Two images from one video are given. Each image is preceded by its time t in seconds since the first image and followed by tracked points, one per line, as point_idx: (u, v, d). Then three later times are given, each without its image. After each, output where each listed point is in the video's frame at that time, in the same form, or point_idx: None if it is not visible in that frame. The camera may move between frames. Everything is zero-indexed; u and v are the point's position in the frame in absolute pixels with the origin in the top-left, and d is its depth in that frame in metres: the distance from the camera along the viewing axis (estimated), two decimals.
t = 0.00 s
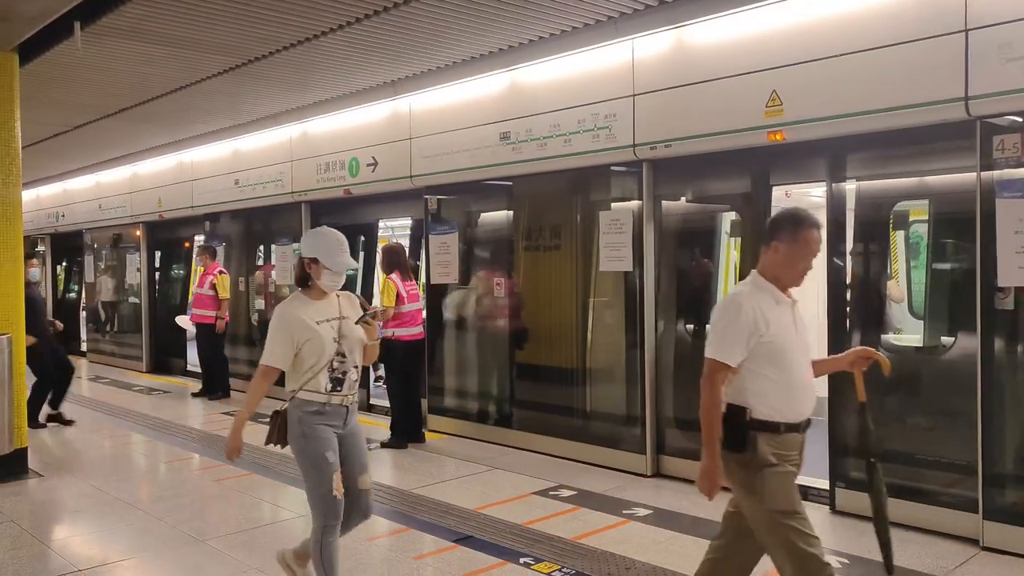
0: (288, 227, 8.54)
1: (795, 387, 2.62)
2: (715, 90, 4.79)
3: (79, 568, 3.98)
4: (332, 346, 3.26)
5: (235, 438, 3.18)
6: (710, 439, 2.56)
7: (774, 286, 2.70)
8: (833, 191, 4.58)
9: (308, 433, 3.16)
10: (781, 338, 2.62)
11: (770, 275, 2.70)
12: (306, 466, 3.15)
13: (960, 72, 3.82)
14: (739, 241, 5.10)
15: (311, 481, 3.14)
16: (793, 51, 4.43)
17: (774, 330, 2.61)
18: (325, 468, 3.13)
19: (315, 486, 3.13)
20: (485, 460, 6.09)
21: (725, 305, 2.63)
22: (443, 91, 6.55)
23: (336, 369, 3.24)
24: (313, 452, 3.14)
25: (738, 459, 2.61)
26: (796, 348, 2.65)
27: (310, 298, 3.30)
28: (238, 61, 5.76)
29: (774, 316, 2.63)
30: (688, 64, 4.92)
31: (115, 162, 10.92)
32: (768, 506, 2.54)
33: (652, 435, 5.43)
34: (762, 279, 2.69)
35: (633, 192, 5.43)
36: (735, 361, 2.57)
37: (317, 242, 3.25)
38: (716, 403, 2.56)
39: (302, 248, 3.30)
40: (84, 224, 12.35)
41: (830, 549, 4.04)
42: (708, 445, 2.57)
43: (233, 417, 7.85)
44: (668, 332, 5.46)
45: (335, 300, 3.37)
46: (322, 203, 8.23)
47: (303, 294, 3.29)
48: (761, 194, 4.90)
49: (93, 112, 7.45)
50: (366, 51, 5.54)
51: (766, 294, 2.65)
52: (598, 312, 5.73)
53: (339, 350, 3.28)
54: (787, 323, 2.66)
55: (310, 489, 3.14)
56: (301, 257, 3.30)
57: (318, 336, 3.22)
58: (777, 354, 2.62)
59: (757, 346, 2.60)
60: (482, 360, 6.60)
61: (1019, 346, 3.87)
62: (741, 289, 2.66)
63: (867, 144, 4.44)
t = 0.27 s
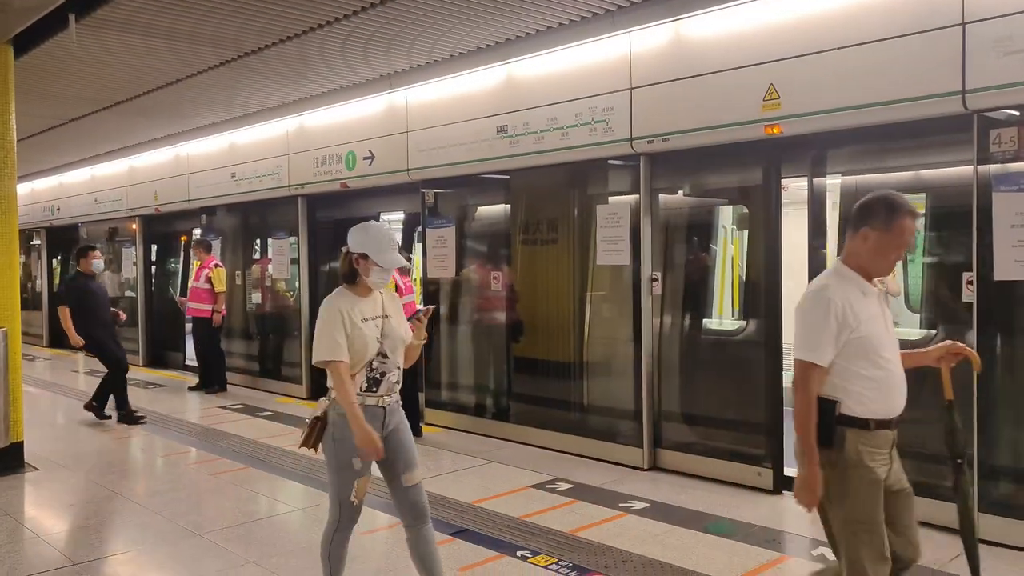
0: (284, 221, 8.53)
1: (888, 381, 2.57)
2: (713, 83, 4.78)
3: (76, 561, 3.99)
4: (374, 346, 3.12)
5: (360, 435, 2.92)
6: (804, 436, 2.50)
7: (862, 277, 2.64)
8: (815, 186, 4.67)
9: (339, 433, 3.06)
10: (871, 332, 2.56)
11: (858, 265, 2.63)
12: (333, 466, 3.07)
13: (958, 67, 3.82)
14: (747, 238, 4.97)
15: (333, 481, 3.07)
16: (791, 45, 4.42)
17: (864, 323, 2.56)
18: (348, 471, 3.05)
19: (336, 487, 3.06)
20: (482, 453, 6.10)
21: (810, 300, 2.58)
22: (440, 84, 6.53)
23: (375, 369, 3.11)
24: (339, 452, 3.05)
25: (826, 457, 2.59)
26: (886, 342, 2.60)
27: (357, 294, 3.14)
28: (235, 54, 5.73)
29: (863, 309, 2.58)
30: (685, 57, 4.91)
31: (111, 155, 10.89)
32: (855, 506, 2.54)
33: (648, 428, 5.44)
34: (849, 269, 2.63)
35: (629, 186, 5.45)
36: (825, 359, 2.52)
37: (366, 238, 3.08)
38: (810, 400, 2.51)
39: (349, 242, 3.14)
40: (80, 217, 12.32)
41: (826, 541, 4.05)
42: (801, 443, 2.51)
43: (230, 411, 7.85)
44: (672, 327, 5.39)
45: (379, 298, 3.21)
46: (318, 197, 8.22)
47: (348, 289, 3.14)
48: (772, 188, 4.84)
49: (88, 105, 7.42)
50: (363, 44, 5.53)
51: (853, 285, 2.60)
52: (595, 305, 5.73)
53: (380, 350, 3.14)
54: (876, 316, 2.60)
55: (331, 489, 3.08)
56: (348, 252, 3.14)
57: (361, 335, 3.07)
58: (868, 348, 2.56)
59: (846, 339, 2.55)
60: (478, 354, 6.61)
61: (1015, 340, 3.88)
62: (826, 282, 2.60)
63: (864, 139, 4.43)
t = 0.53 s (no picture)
0: (280, 216, 8.51)
1: (991, 388, 2.43)
2: (709, 79, 4.78)
3: (71, 557, 3.98)
4: (433, 343, 2.94)
5: (435, 443, 2.76)
6: (945, 434, 2.26)
7: (961, 277, 2.48)
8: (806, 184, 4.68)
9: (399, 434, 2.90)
10: (975, 336, 2.42)
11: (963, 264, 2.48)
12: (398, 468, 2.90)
13: (953, 63, 3.83)
14: (752, 233, 4.94)
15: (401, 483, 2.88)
16: (787, 41, 4.42)
17: (967, 326, 2.41)
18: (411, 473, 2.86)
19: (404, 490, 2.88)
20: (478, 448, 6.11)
21: (914, 296, 2.41)
22: (436, 80, 6.52)
23: (434, 368, 2.93)
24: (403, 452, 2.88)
25: (904, 469, 2.41)
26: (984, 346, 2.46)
27: (416, 289, 2.97)
28: (230, 49, 5.72)
29: (966, 310, 2.43)
30: (681, 54, 4.91)
31: (107, 151, 10.86)
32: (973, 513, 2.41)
33: (644, 424, 5.45)
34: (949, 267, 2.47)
35: (626, 181, 5.44)
36: (937, 356, 2.33)
37: (426, 232, 2.92)
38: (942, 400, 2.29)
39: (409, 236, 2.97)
40: (76, 213, 12.28)
41: (820, 537, 4.07)
42: (945, 443, 2.26)
43: (227, 407, 7.84)
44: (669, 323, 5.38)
45: (439, 294, 3.05)
46: (315, 193, 8.20)
47: (407, 284, 2.97)
48: (772, 181, 4.81)
49: (83, 100, 7.39)
50: (359, 39, 5.52)
51: (955, 284, 2.44)
52: (591, 301, 5.74)
53: (440, 348, 2.96)
54: (978, 319, 2.47)
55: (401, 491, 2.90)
56: (407, 245, 2.97)
57: (421, 331, 2.90)
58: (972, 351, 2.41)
59: (952, 341, 2.40)
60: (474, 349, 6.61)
61: (1011, 336, 3.89)
62: (929, 278, 2.43)
63: (858, 135, 4.44)
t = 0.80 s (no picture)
0: (276, 213, 8.50)
1: None
2: (706, 75, 4.77)
3: (68, 554, 3.98)
4: (489, 340, 2.88)
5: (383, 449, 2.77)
6: None
7: None
8: (799, 181, 4.73)
9: (461, 439, 2.80)
10: None
11: None
12: (470, 477, 2.77)
13: (948, 60, 3.83)
14: (754, 229, 4.93)
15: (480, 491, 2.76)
16: (783, 37, 4.42)
17: None
18: (490, 476, 2.74)
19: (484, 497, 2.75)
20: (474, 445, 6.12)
21: None
22: (433, 77, 6.51)
23: (491, 367, 2.86)
24: (471, 459, 2.77)
25: None
26: None
27: (470, 284, 2.92)
28: (226, 45, 5.70)
29: None
30: (677, 50, 4.91)
31: (102, 147, 10.83)
32: None
33: (640, 420, 5.45)
34: None
35: (622, 178, 5.43)
36: None
37: (481, 225, 2.87)
38: None
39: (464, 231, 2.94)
40: (71, 210, 12.25)
41: (815, 533, 4.08)
42: None
43: (223, 404, 7.84)
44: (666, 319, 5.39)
45: (495, 290, 2.98)
46: (311, 189, 8.19)
47: (462, 280, 2.93)
48: (774, 178, 4.79)
49: (78, 96, 7.37)
50: (356, 36, 5.50)
51: None
52: (587, 297, 5.74)
53: (497, 346, 2.90)
54: None
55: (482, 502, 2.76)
56: (464, 240, 2.94)
57: (474, 328, 2.85)
58: None
59: None
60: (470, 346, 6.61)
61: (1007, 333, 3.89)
62: None
63: (855, 132, 4.44)
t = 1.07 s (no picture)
0: (273, 211, 8.48)
1: None
2: (703, 72, 4.77)
3: (64, 552, 3.97)
4: (557, 345, 2.72)
5: (427, 447, 2.65)
6: None
7: None
8: (797, 181, 4.71)
9: (531, 451, 2.66)
10: None
11: None
12: (534, 495, 2.66)
13: (946, 57, 3.83)
14: (755, 226, 4.91)
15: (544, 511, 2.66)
16: (781, 35, 4.41)
17: None
18: (558, 497, 2.64)
19: (548, 518, 2.66)
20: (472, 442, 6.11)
21: None
22: (430, 74, 6.50)
23: (562, 375, 2.71)
24: (538, 478, 2.64)
25: None
26: None
27: (530, 287, 2.78)
28: (223, 42, 5.68)
29: None
30: (675, 48, 4.90)
31: (98, 144, 10.80)
32: None
33: (637, 417, 5.46)
34: None
35: (620, 176, 5.43)
36: None
37: (535, 219, 2.74)
38: None
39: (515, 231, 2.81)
40: (68, 207, 12.23)
41: (813, 530, 4.08)
42: None
43: (220, 402, 7.83)
44: (663, 318, 5.39)
45: (555, 291, 2.83)
46: (308, 187, 8.18)
47: (521, 282, 2.79)
48: (778, 175, 4.75)
49: (74, 93, 7.34)
50: (353, 32, 5.49)
51: None
52: (584, 295, 5.72)
53: (566, 351, 2.75)
54: None
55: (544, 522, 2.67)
56: (517, 240, 2.80)
57: (541, 334, 2.70)
58: None
59: None
60: (467, 343, 6.60)
61: (1003, 330, 3.90)
62: None
63: (852, 129, 4.43)
